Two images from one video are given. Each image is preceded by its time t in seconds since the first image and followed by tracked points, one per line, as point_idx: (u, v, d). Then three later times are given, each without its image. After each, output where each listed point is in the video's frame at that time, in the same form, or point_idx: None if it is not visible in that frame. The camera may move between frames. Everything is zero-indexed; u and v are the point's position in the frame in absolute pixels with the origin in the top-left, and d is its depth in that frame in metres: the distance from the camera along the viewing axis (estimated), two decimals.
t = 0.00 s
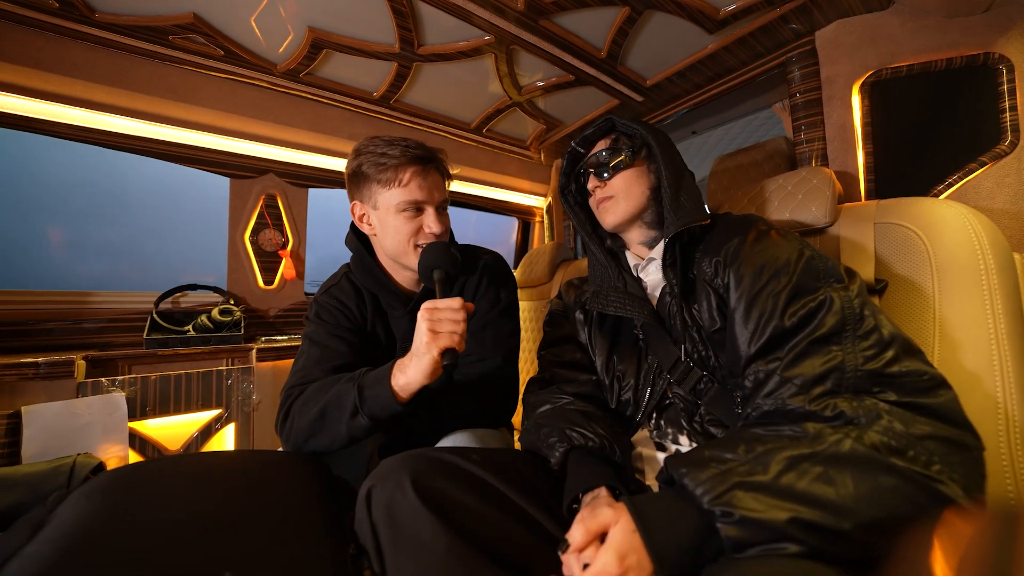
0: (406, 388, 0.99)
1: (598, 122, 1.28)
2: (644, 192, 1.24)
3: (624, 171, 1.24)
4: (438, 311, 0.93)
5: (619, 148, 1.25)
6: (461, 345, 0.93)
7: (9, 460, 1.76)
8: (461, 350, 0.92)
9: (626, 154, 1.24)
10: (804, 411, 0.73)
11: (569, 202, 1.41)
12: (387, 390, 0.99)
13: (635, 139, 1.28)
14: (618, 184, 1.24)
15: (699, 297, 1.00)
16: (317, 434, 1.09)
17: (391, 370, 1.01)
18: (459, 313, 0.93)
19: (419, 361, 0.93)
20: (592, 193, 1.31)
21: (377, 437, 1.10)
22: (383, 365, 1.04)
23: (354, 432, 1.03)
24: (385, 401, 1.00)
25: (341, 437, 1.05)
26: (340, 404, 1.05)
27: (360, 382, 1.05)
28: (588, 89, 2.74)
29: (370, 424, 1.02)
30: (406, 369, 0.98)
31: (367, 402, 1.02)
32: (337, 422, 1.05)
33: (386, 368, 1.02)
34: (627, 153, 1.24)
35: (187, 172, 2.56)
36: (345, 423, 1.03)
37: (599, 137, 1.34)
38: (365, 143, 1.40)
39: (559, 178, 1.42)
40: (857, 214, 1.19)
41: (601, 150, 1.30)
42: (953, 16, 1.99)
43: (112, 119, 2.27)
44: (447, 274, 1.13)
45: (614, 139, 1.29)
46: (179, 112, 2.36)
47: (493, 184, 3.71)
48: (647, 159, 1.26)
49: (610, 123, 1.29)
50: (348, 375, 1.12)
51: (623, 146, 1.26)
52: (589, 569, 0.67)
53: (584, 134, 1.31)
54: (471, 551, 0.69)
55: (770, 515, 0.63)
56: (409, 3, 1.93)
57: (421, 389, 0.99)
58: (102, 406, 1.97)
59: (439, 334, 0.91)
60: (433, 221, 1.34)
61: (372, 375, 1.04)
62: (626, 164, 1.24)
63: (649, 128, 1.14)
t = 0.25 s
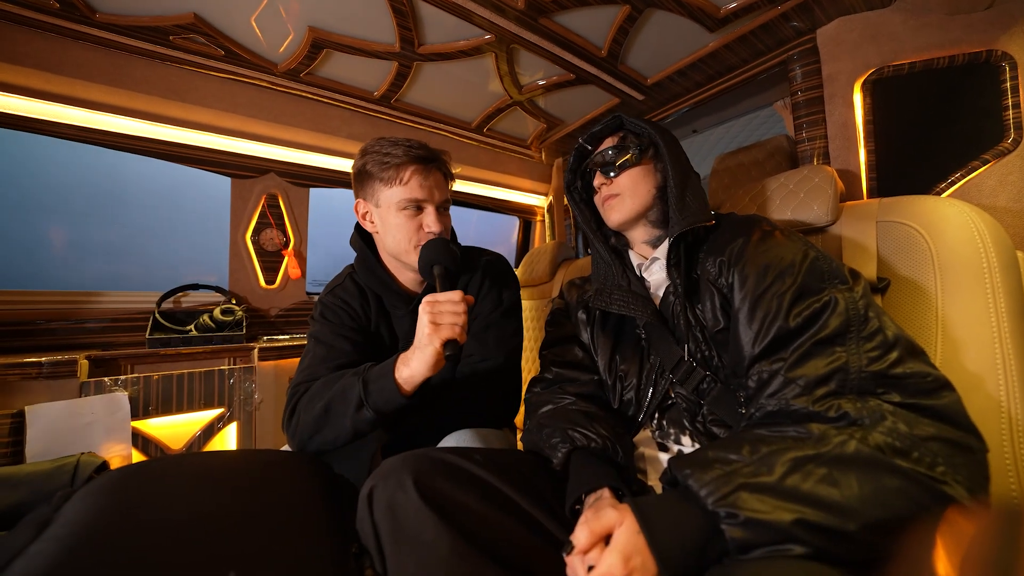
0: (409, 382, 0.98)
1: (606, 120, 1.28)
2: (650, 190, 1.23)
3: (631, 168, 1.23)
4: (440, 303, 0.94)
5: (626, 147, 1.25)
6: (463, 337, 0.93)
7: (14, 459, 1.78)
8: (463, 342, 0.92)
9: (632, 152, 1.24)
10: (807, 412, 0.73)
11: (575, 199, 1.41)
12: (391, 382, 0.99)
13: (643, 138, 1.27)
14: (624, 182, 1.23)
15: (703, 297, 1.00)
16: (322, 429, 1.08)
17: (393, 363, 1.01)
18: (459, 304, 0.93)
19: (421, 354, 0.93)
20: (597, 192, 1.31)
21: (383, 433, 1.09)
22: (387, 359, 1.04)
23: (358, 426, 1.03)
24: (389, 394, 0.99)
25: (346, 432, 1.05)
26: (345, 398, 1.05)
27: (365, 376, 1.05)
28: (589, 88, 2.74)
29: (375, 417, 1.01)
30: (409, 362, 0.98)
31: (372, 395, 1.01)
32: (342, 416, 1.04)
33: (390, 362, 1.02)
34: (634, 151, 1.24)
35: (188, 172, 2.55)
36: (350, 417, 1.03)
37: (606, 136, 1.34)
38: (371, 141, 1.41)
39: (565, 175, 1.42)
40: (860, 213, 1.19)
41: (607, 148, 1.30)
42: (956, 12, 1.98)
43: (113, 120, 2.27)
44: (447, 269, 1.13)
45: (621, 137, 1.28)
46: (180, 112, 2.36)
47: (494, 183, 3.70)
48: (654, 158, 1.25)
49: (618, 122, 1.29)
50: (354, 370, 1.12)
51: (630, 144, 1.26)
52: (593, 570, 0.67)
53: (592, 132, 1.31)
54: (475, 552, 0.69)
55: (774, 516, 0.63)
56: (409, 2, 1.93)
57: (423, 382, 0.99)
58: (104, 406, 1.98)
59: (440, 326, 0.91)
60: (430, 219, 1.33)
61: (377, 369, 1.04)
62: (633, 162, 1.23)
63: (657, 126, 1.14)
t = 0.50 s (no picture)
0: (416, 380, 0.99)
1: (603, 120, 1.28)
2: (647, 190, 1.23)
3: (628, 169, 1.24)
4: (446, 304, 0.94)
5: (622, 146, 1.25)
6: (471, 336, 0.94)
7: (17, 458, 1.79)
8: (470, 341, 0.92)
9: (629, 152, 1.24)
10: (807, 409, 0.73)
11: (573, 200, 1.41)
12: (399, 381, 0.99)
13: (639, 137, 1.27)
14: (622, 182, 1.23)
15: (702, 296, 1.00)
16: (327, 428, 1.09)
17: (400, 362, 1.02)
18: (467, 305, 0.93)
19: (428, 353, 0.94)
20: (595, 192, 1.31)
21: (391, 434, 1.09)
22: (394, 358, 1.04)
23: (364, 425, 1.02)
24: (396, 393, 1.00)
25: (352, 431, 1.05)
26: (350, 398, 1.05)
27: (371, 375, 1.04)
28: (589, 87, 2.74)
29: (380, 417, 1.01)
30: (416, 361, 0.98)
31: (378, 394, 1.01)
32: (348, 416, 1.05)
33: (397, 362, 1.03)
34: (631, 151, 1.24)
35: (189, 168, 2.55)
36: (356, 416, 1.03)
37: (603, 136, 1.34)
38: (378, 138, 1.41)
39: (563, 175, 1.42)
40: (860, 212, 1.19)
41: (604, 147, 1.29)
42: (956, 10, 1.98)
43: (114, 119, 2.27)
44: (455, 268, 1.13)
45: (618, 137, 1.29)
46: (180, 112, 2.36)
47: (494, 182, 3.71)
48: (651, 156, 1.26)
49: (615, 121, 1.29)
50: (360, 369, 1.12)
51: (627, 144, 1.26)
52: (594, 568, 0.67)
53: (589, 132, 1.30)
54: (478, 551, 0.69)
55: (774, 513, 0.63)
56: (409, 2, 1.93)
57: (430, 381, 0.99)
58: (106, 406, 1.98)
59: (448, 326, 0.92)
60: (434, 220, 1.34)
61: (382, 367, 1.05)
62: (629, 163, 1.23)
63: (654, 125, 1.14)
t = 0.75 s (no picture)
0: (451, 408, 0.94)
1: (602, 121, 1.28)
2: (648, 191, 1.22)
3: (631, 169, 1.23)
4: (520, 354, 0.86)
5: (622, 148, 1.25)
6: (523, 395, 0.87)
7: (13, 454, 1.79)
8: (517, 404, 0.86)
9: (630, 153, 1.24)
10: (809, 413, 0.73)
11: (570, 204, 1.43)
12: (432, 406, 0.93)
13: (639, 139, 1.27)
14: (624, 182, 1.22)
15: (704, 299, 1.00)
16: (342, 451, 0.99)
17: (435, 385, 0.96)
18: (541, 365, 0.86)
19: (473, 388, 0.88)
20: (596, 195, 1.30)
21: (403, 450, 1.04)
22: (422, 378, 0.98)
23: (388, 450, 0.95)
24: (427, 418, 0.93)
25: (371, 456, 0.97)
26: (373, 419, 0.97)
27: (397, 395, 0.97)
28: (592, 89, 2.74)
29: (406, 442, 0.95)
30: (458, 388, 0.93)
31: (405, 418, 0.94)
32: (368, 439, 0.97)
33: (428, 380, 0.97)
34: (631, 153, 1.23)
35: (189, 168, 2.56)
36: (377, 441, 0.95)
37: (602, 139, 1.35)
38: (343, 134, 1.41)
39: (562, 177, 1.43)
40: (862, 216, 1.19)
41: (604, 150, 1.30)
42: (958, 19, 1.96)
43: (117, 116, 2.26)
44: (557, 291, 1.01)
45: (618, 140, 1.29)
46: (183, 110, 2.37)
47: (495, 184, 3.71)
48: (652, 158, 1.25)
49: (615, 123, 1.29)
50: (380, 385, 1.04)
51: (628, 146, 1.26)
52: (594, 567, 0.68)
53: (588, 134, 1.31)
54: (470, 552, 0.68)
55: (781, 527, 0.63)
56: (413, 3, 1.93)
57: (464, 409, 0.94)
58: (104, 402, 1.98)
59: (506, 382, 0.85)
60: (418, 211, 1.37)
61: (411, 387, 0.98)
62: (631, 164, 1.23)
63: (654, 126, 1.14)
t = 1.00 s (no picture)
0: (455, 407, 0.94)
1: (598, 125, 1.28)
2: (645, 193, 1.23)
3: (628, 170, 1.23)
4: (525, 355, 0.85)
5: (619, 151, 1.25)
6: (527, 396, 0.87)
7: (13, 455, 1.79)
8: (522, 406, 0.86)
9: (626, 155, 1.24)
10: (810, 414, 0.73)
11: (569, 206, 1.42)
12: (436, 405, 0.94)
13: (635, 142, 1.27)
14: (621, 184, 1.22)
15: (703, 299, 1.00)
16: (345, 448, 1.00)
17: (440, 384, 0.96)
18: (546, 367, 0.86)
19: (478, 388, 0.88)
20: (594, 197, 1.30)
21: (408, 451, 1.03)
22: (427, 377, 0.99)
23: (390, 449, 0.96)
24: (431, 416, 0.94)
25: (375, 453, 0.97)
26: (377, 418, 0.97)
27: (402, 393, 0.98)
28: (591, 90, 2.75)
29: (410, 440, 0.96)
30: (462, 387, 0.93)
31: (411, 416, 0.95)
32: (372, 437, 0.97)
33: (434, 380, 0.97)
34: (628, 155, 1.23)
35: (188, 168, 2.56)
36: (381, 439, 0.95)
37: (598, 141, 1.35)
38: (350, 133, 1.42)
39: (559, 180, 1.43)
40: (861, 217, 1.19)
41: (600, 153, 1.30)
42: (957, 19, 1.96)
43: (117, 117, 2.28)
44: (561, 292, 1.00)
45: (614, 142, 1.29)
46: (182, 111, 2.36)
47: (495, 184, 3.71)
48: (648, 161, 1.24)
49: (611, 126, 1.28)
50: (384, 384, 1.04)
51: (624, 148, 1.26)
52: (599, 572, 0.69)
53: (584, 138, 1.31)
54: (469, 551, 0.68)
55: (787, 530, 0.63)
56: (412, 3, 1.93)
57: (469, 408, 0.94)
58: (104, 403, 1.97)
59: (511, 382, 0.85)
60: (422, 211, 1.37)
61: (416, 386, 0.98)
62: (627, 166, 1.23)
63: (649, 128, 1.14)
